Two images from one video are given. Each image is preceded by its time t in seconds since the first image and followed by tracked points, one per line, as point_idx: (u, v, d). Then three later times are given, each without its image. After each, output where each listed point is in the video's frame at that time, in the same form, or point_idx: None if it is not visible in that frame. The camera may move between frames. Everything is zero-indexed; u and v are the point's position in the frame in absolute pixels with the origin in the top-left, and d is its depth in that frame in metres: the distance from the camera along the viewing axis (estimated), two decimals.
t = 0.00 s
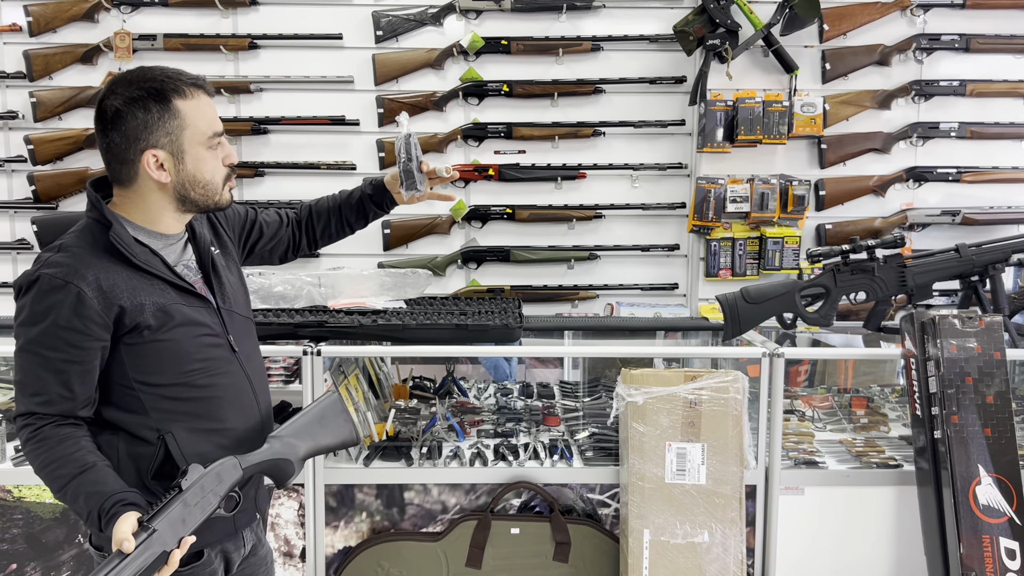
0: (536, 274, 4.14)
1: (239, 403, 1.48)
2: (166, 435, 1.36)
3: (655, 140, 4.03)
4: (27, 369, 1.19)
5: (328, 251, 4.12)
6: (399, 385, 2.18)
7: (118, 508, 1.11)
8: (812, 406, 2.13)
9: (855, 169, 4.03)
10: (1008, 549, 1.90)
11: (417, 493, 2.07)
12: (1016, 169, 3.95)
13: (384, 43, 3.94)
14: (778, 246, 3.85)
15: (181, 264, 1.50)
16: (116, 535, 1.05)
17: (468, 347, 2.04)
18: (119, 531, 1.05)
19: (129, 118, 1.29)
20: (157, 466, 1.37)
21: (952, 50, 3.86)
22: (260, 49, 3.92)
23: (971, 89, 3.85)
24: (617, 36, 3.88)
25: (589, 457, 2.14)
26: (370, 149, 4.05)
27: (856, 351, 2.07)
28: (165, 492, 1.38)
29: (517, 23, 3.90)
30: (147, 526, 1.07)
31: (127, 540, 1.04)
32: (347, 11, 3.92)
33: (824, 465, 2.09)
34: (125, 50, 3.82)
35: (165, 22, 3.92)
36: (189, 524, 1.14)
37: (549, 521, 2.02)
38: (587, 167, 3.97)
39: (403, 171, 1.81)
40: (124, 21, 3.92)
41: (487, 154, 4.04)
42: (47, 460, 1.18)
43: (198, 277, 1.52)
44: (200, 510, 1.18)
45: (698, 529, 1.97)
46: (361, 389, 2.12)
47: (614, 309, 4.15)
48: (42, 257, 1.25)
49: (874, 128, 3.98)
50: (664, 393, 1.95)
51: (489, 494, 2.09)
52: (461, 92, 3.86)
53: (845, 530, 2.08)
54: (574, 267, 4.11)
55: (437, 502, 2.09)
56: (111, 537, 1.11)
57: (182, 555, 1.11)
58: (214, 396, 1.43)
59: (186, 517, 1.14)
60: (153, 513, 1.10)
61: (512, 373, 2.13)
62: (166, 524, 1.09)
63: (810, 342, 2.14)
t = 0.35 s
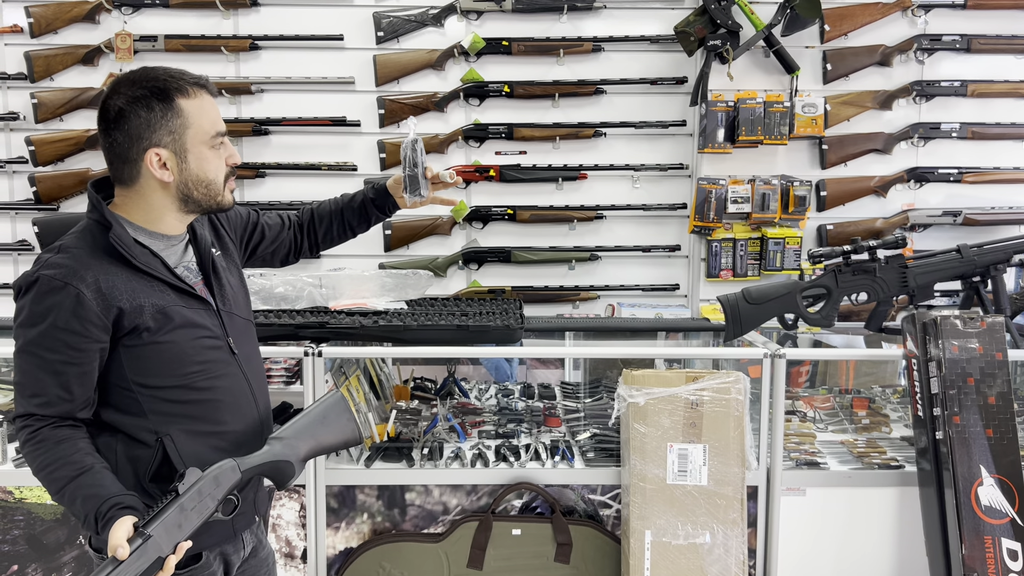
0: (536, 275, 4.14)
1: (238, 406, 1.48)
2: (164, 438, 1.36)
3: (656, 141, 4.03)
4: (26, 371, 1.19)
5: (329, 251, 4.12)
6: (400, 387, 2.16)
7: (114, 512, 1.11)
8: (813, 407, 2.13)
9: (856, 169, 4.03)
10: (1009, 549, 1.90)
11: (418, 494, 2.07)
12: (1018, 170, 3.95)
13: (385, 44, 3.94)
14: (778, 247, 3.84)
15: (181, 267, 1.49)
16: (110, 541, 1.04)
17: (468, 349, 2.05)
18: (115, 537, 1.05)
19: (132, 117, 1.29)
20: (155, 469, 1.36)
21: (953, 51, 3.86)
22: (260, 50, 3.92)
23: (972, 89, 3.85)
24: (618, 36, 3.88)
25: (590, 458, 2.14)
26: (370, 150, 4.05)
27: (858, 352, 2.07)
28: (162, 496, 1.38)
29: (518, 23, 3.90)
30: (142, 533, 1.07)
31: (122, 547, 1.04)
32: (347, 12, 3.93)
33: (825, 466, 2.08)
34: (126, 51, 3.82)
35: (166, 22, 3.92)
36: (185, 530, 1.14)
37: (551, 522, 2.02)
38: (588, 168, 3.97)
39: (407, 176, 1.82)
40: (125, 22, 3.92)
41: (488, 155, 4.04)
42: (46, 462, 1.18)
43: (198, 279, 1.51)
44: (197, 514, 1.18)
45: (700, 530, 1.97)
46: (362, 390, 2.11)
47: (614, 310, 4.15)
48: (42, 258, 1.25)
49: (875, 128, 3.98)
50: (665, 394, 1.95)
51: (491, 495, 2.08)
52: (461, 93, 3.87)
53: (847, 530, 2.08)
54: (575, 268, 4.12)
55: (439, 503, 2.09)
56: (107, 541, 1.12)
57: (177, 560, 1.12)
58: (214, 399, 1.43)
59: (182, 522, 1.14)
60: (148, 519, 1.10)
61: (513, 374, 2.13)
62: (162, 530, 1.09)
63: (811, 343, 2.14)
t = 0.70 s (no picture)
0: (536, 277, 4.14)
1: (241, 410, 1.47)
2: (166, 439, 1.36)
3: (656, 142, 4.03)
4: (33, 365, 1.18)
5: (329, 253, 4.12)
6: (400, 388, 2.17)
7: (115, 511, 1.11)
8: (814, 408, 2.14)
9: (856, 170, 4.03)
10: (1010, 551, 1.90)
11: (418, 495, 2.07)
12: (1017, 171, 3.95)
13: (385, 45, 3.94)
14: (778, 248, 3.84)
15: (193, 266, 1.49)
16: (110, 541, 1.04)
17: (469, 350, 2.04)
18: (116, 537, 1.05)
19: (186, 118, 1.28)
20: (156, 468, 1.37)
21: (953, 52, 3.86)
22: (260, 52, 3.92)
23: (972, 90, 3.85)
24: (618, 38, 3.88)
25: (591, 459, 2.13)
26: (370, 151, 4.04)
27: (858, 353, 2.06)
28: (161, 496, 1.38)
29: (518, 25, 3.90)
30: (143, 534, 1.06)
31: (123, 548, 1.03)
32: (347, 14, 3.93)
33: (826, 467, 2.08)
34: (126, 53, 3.83)
35: (165, 24, 3.92)
36: (184, 533, 1.13)
37: (551, 523, 2.01)
38: (588, 169, 3.97)
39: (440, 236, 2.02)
40: (124, 24, 3.92)
41: (488, 156, 4.03)
42: (49, 456, 1.17)
43: (209, 280, 1.50)
44: (196, 517, 1.17)
45: (701, 531, 1.97)
46: (362, 392, 2.13)
47: (614, 311, 4.15)
48: (57, 252, 1.25)
49: (875, 129, 3.98)
50: (666, 396, 1.95)
51: (491, 496, 2.08)
52: (461, 94, 3.87)
53: (847, 531, 2.08)
54: (575, 269, 4.12)
55: (438, 505, 2.08)
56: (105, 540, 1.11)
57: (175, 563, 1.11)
58: (217, 401, 1.42)
59: (182, 525, 1.13)
60: (149, 520, 1.10)
61: (513, 375, 2.13)
62: (162, 532, 1.09)
63: (811, 345, 2.14)
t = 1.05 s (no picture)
0: (535, 278, 4.15)
1: (263, 403, 1.47)
2: (189, 428, 1.35)
3: (655, 143, 4.03)
4: (67, 347, 1.19)
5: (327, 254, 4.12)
6: (399, 389, 2.11)
7: (143, 490, 1.10)
8: (813, 409, 2.13)
9: (855, 172, 4.03)
10: (1008, 552, 1.90)
11: (417, 497, 2.07)
12: (1015, 172, 3.96)
13: (384, 47, 3.94)
14: (777, 249, 3.84)
15: (222, 261, 1.49)
16: (139, 515, 1.04)
17: (468, 351, 2.05)
18: (146, 513, 1.05)
19: (230, 121, 1.30)
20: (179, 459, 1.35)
21: (951, 53, 3.86)
22: (259, 53, 3.92)
23: (971, 92, 3.85)
24: (617, 39, 3.88)
25: (589, 460, 2.13)
26: (369, 152, 4.04)
27: (855, 354, 2.06)
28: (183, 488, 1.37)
29: (517, 26, 3.91)
30: (172, 510, 1.07)
31: (152, 522, 1.03)
32: (346, 15, 3.93)
33: (824, 469, 2.08)
34: (124, 55, 3.81)
35: (164, 25, 3.92)
36: (209, 512, 1.14)
37: (550, 525, 2.01)
38: (587, 170, 3.97)
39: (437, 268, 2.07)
40: (123, 25, 3.92)
41: (486, 157, 4.03)
42: (78, 437, 1.16)
43: (237, 275, 1.50)
44: (221, 498, 1.18)
45: (700, 532, 1.97)
46: (360, 394, 2.08)
47: (613, 313, 4.14)
48: (94, 240, 1.26)
49: (873, 130, 3.99)
50: (665, 397, 1.95)
51: (490, 498, 2.09)
52: (460, 96, 3.87)
53: (846, 533, 2.08)
54: (574, 271, 4.12)
55: (437, 507, 2.08)
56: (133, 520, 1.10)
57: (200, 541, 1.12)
58: (239, 393, 1.42)
59: (208, 504, 1.14)
60: (177, 498, 1.10)
61: (512, 376, 2.13)
62: (189, 510, 1.09)
63: (810, 346, 2.14)
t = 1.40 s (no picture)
0: (533, 278, 4.14)
1: (280, 395, 1.47)
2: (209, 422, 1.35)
3: (652, 144, 4.03)
4: (105, 350, 1.17)
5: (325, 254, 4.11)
6: (396, 390, 2.09)
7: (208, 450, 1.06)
8: (810, 410, 2.12)
9: (852, 172, 4.03)
10: (1005, 552, 1.90)
11: (414, 498, 2.07)
12: (1012, 173, 3.97)
13: (381, 48, 3.94)
14: (775, 250, 3.86)
15: (238, 263, 1.49)
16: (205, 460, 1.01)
17: (465, 352, 2.05)
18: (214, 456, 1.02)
19: (219, 114, 1.29)
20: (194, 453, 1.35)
21: (948, 54, 3.87)
22: (256, 54, 3.91)
23: (967, 92, 3.86)
24: (614, 40, 3.89)
25: (587, 461, 2.13)
26: (366, 153, 4.04)
27: (852, 354, 2.07)
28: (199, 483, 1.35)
29: (514, 27, 3.91)
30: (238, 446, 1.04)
31: (222, 451, 1.02)
32: (343, 16, 3.93)
33: (822, 469, 2.08)
34: (121, 56, 3.81)
35: (160, 26, 3.91)
36: (273, 447, 1.11)
37: (548, 526, 2.01)
38: (584, 171, 3.97)
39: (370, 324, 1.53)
40: (119, 26, 3.92)
41: (484, 158, 4.03)
42: (131, 430, 1.13)
43: (252, 275, 1.51)
44: (280, 438, 1.15)
45: (697, 533, 1.97)
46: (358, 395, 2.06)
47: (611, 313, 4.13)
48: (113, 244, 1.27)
49: (870, 131, 3.99)
50: (663, 397, 1.95)
51: (487, 499, 2.09)
52: (458, 97, 3.87)
53: (844, 533, 2.08)
54: (571, 271, 4.12)
55: (435, 507, 2.08)
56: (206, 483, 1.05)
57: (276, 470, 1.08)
58: (257, 386, 1.42)
59: (270, 441, 1.11)
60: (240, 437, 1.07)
61: (510, 377, 2.14)
62: (253, 443, 1.07)
63: (807, 347, 2.14)
